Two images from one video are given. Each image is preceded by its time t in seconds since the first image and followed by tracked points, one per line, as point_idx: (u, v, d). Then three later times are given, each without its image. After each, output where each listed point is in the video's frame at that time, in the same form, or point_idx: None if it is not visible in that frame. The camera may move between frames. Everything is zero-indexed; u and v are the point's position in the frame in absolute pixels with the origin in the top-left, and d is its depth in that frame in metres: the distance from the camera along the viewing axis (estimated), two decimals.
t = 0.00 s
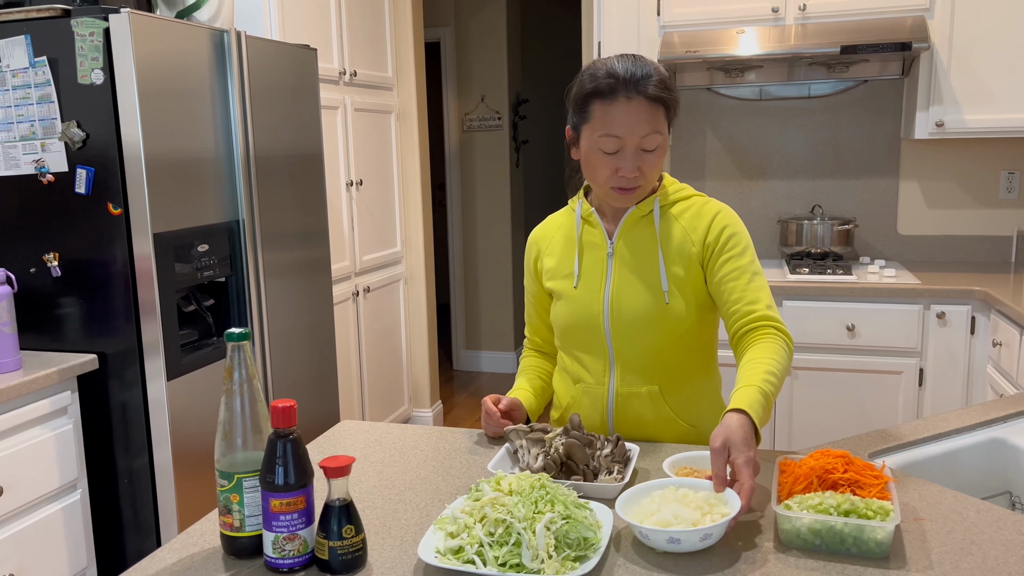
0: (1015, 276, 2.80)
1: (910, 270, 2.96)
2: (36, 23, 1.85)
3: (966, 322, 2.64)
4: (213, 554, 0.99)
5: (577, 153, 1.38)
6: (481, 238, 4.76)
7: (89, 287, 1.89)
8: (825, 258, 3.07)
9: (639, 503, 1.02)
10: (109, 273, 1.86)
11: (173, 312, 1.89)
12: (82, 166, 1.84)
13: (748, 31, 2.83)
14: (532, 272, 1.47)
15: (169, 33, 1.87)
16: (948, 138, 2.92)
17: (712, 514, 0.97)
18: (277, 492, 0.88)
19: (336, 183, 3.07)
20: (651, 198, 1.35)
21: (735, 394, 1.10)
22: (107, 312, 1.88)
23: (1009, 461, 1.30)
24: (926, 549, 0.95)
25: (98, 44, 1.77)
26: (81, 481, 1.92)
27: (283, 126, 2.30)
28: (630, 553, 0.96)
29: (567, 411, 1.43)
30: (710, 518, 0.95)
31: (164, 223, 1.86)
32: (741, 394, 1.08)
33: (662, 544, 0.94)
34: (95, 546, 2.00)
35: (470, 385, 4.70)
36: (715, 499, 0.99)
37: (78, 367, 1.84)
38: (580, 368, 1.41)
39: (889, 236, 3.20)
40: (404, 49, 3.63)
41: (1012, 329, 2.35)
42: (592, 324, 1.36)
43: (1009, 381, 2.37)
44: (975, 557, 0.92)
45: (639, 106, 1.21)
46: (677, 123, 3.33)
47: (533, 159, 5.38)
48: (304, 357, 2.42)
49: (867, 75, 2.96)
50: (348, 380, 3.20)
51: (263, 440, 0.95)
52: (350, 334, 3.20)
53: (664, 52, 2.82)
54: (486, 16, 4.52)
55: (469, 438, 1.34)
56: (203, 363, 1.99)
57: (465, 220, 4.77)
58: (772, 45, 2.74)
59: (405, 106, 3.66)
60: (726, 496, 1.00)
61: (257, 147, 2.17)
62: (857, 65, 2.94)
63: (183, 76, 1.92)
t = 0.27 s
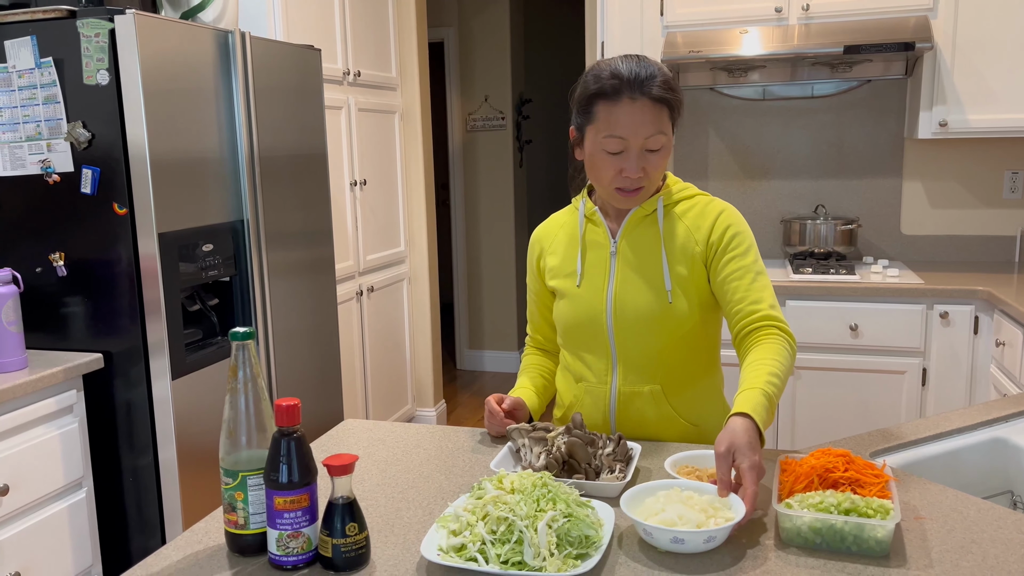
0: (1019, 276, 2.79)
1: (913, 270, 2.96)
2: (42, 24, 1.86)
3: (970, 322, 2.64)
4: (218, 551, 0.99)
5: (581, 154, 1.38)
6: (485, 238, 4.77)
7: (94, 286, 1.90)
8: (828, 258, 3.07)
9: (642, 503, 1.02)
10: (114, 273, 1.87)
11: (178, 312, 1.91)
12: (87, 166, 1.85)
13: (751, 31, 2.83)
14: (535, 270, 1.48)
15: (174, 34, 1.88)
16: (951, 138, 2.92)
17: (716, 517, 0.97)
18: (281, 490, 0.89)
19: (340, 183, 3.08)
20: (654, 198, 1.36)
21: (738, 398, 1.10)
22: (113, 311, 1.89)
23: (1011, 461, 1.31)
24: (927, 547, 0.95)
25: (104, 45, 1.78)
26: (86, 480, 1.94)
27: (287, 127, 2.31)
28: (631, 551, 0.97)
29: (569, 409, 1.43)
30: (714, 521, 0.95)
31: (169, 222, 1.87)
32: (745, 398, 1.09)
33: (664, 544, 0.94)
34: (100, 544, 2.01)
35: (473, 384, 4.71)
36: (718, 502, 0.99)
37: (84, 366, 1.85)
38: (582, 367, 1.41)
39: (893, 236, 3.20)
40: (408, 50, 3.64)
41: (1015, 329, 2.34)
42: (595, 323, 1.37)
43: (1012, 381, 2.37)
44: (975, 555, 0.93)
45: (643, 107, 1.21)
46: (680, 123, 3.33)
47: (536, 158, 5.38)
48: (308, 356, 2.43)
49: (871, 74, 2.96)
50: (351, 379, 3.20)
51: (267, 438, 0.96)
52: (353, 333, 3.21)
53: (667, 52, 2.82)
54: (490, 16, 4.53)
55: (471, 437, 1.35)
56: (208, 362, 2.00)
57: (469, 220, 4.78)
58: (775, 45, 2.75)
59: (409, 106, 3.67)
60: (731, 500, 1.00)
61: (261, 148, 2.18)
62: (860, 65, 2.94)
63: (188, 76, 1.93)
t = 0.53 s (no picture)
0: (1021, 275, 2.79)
1: (916, 270, 2.96)
2: (46, 25, 1.87)
3: (972, 322, 2.63)
4: (220, 550, 1.00)
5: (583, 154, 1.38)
6: (487, 237, 4.78)
7: (98, 286, 1.91)
8: (830, 258, 3.07)
9: (643, 502, 1.03)
10: (117, 272, 1.88)
11: (181, 311, 1.91)
12: (91, 167, 1.86)
13: (754, 31, 2.83)
14: (536, 270, 1.48)
15: (177, 35, 1.89)
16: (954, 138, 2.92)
17: (716, 517, 0.97)
18: (284, 489, 0.90)
19: (343, 183, 3.09)
20: (656, 198, 1.36)
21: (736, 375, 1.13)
22: (116, 311, 1.90)
23: (1012, 461, 1.31)
24: (927, 547, 0.95)
25: (107, 46, 1.79)
26: (90, 479, 1.94)
27: (290, 127, 2.32)
28: (632, 550, 0.97)
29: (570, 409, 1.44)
30: (714, 521, 0.96)
31: (173, 222, 1.87)
32: (742, 375, 1.12)
33: (664, 544, 0.95)
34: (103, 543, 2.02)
35: (475, 384, 4.71)
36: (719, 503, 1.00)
37: (87, 365, 1.86)
38: (584, 367, 1.42)
39: (895, 235, 3.19)
40: (410, 50, 3.64)
41: (1017, 329, 2.34)
42: (596, 323, 1.37)
43: (1014, 381, 2.37)
44: (975, 555, 0.93)
45: (644, 108, 1.22)
46: (682, 123, 3.33)
47: (539, 158, 5.38)
48: (310, 356, 2.44)
49: (873, 74, 2.96)
50: (354, 378, 3.21)
51: (270, 438, 0.96)
52: (356, 333, 3.22)
53: (670, 52, 2.83)
54: (492, 16, 4.53)
55: (473, 437, 1.35)
56: (211, 361, 2.00)
57: (471, 220, 4.78)
58: (778, 45, 2.75)
59: (411, 106, 3.68)
60: (732, 501, 1.00)
61: (264, 148, 2.19)
62: (862, 65, 2.94)
63: (191, 77, 1.93)
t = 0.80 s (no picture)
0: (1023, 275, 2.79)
1: (918, 270, 2.96)
2: (49, 25, 1.87)
3: (974, 322, 2.63)
4: (222, 549, 1.00)
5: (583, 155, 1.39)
6: (489, 237, 4.78)
7: (100, 286, 1.91)
8: (832, 258, 3.07)
9: (644, 501, 1.03)
10: (120, 272, 1.89)
11: (183, 311, 1.92)
12: (94, 166, 1.86)
13: (755, 31, 2.83)
14: (537, 270, 1.48)
15: (180, 35, 1.89)
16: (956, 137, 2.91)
17: (717, 516, 0.97)
18: (286, 488, 0.90)
19: (345, 182, 3.09)
20: (658, 199, 1.36)
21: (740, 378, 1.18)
22: (119, 310, 1.90)
23: (1013, 460, 1.31)
24: (928, 546, 0.95)
25: (110, 46, 1.79)
26: (93, 478, 1.95)
27: (292, 127, 2.32)
28: (633, 549, 0.97)
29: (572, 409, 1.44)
30: (715, 520, 0.96)
31: (175, 222, 1.88)
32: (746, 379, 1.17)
33: (665, 543, 0.95)
34: (106, 542, 2.02)
35: (477, 384, 4.71)
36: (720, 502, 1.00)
37: (90, 364, 1.87)
38: (586, 367, 1.42)
39: (897, 235, 3.19)
40: (412, 50, 3.65)
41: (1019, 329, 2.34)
42: (599, 324, 1.38)
43: (1016, 381, 2.37)
44: (976, 554, 0.93)
45: (644, 109, 1.22)
46: (684, 123, 3.33)
47: (540, 158, 5.38)
48: (313, 355, 2.44)
49: (875, 74, 2.96)
50: (356, 378, 3.21)
51: (272, 437, 0.97)
52: (358, 333, 3.22)
53: (672, 52, 2.83)
54: (494, 16, 4.54)
55: (474, 436, 1.35)
56: (213, 361, 2.01)
57: (473, 220, 4.78)
58: (780, 44, 2.75)
59: (413, 106, 3.68)
60: (733, 500, 1.00)
61: (266, 147, 2.19)
62: (864, 65, 2.94)
63: (193, 77, 1.94)
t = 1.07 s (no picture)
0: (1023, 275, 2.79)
1: (918, 269, 2.95)
2: (48, 25, 1.87)
3: (974, 321, 2.63)
4: (220, 548, 1.00)
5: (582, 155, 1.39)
6: (490, 237, 4.78)
7: (100, 285, 1.91)
8: (832, 258, 3.07)
9: (643, 500, 1.03)
10: (120, 272, 1.89)
11: (183, 311, 1.92)
12: (93, 166, 1.86)
13: (755, 31, 2.83)
14: (536, 270, 1.48)
15: (180, 35, 1.89)
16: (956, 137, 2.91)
17: (715, 516, 0.97)
18: (284, 487, 0.90)
19: (345, 182, 3.09)
20: (658, 199, 1.36)
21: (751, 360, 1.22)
22: (118, 310, 1.91)
23: (1012, 460, 1.31)
24: (924, 545, 0.95)
25: (110, 46, 1.80)
26: (92, 478, 1.95)
27: (292, 126, 2.32)
28: (630, 548, 0.97)
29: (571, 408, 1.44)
30: (712, 520, 0.96)
31: (175, 221, 1.88)
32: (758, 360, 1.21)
33: (663, 542, 0.95)
34: (106, 541, 2.02)
35: (478, 383, 4.71)
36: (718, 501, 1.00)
37: (90, 364, 1.87)
38: (585, 367, 1.42)
39: (898, 235, 3.19)
40: (412, 50, 3.65)
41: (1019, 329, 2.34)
42: (599, 324, 1.37)
43: (1016, 381, 2.37)
44: (974, 554, 0.93)
45: (643, 105, 1.22)
46: (684, 122, 3.33)
47: (541, 158, 5.38)
48: (312, 354, 2.44)
49: (876, 74, 2.96)
50: (356, 378, 3.22)
51: (270, 436, 0.97)
52: (358, 332, 3.22)
53: (672, 52, 2.82)
54: (495, 16, 4.54)
55: (473, 435, 1.35)
56: (213, 361, 2.01)
57: (473, 219, 4.78)
58: (780, 44, 2.75)
59: (413, 106, 3.68)
60: (731, 500, 1.00)
61: (266, 147, 2.19)
62: (865, 64, 2.94)
63: (193, 77, 1.94)
